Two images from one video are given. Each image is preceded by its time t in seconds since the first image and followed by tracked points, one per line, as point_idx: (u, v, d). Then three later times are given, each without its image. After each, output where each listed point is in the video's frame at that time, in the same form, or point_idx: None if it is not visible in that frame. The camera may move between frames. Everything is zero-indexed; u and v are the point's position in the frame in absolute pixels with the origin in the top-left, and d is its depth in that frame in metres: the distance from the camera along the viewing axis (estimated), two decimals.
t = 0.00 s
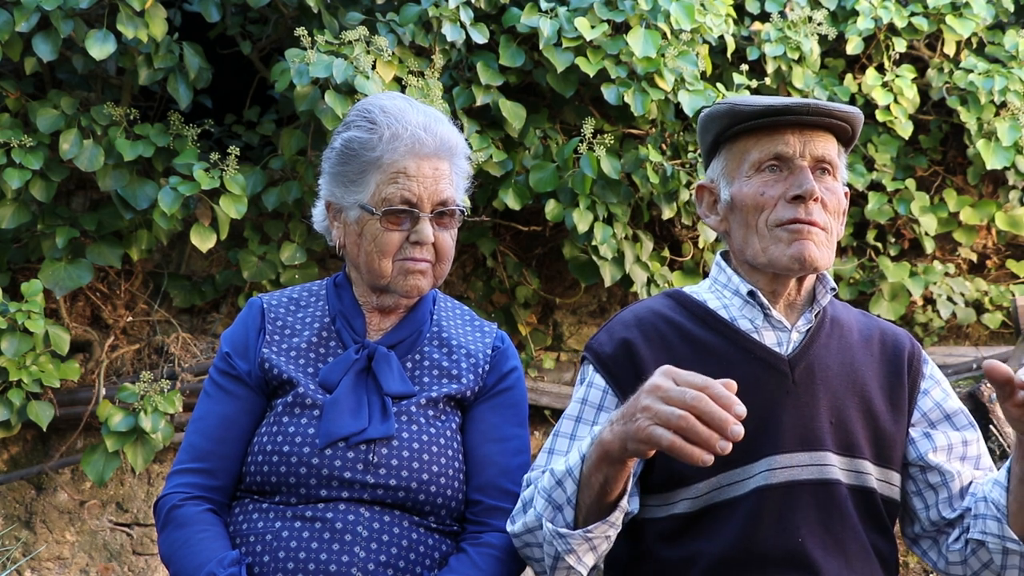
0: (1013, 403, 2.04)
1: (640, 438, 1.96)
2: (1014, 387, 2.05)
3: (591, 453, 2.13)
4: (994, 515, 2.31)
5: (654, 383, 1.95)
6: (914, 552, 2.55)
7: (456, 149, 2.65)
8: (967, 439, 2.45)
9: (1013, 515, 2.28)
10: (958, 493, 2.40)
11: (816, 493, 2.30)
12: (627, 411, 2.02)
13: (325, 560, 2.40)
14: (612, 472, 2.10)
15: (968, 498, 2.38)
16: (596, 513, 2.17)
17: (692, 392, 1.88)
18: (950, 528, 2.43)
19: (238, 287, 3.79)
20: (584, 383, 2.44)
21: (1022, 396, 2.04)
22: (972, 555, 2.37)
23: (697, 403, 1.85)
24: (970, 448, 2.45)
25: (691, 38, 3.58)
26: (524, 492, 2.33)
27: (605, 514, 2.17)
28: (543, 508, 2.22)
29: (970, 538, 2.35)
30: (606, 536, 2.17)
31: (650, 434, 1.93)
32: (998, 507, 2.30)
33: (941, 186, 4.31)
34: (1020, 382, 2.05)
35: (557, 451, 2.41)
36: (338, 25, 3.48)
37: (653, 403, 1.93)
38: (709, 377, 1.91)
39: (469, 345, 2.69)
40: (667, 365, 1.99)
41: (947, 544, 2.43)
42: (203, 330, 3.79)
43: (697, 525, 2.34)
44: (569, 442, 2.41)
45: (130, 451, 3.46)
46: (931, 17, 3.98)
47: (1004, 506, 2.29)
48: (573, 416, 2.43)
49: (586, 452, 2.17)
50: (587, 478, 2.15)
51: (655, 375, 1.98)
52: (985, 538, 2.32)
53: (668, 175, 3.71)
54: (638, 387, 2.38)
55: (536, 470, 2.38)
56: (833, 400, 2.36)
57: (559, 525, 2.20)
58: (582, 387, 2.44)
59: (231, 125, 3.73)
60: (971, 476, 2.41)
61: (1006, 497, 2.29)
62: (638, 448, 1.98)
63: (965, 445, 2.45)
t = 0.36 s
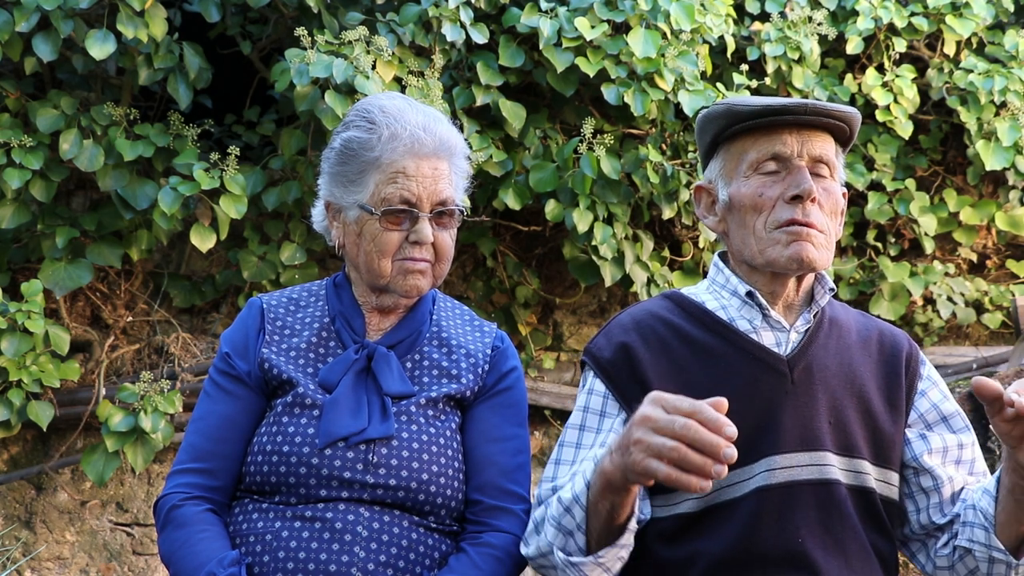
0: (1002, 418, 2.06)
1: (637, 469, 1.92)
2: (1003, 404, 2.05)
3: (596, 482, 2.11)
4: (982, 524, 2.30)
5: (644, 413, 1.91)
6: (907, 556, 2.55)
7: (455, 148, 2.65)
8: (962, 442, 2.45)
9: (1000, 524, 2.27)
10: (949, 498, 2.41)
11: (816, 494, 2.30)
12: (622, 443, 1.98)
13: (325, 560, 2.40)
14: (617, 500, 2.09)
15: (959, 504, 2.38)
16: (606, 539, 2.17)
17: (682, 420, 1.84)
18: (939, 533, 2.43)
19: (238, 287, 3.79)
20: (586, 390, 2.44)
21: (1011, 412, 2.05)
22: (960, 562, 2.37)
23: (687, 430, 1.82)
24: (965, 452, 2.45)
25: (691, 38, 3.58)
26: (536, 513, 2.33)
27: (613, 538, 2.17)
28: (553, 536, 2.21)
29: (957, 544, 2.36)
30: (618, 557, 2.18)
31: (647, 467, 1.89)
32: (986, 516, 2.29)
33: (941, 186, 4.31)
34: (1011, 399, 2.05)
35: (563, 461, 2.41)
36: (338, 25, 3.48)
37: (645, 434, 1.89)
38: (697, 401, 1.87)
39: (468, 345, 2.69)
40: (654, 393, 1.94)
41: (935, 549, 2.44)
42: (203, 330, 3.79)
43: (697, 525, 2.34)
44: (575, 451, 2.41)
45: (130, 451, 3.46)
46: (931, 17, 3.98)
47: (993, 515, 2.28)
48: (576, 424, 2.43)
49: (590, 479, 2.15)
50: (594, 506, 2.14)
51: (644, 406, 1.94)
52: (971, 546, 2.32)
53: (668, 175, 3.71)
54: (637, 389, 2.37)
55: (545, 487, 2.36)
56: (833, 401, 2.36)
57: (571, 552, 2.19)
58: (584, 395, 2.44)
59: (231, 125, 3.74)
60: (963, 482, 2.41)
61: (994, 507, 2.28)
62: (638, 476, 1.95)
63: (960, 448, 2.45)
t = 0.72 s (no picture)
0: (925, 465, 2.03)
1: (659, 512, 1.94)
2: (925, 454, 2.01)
3: (608, 518, 2.14)
4: (942, 543, 2.33)
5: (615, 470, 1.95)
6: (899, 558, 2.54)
7: (455, 148, 2.65)
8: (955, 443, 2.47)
9: (957, 546, 2.30)
10: (931, 506, 2.42)
11: (817, 491, 2.29)
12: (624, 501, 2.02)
13: (325, 560, 2.40)
14: (631, 531, 2.12)
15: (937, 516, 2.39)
16: (622, 562, 2.19)
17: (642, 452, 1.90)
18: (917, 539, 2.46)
19: (238, 287, 3.79)
20: (589, 394, 2.44)
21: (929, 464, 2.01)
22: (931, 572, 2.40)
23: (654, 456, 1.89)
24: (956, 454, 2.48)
25: (691, 38, 3.58)
26: (545, 535, 2.36)
27: (630, 559, 2.19)
28: (568, 570, 2.22)
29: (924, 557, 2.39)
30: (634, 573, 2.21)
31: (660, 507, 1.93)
32: (947, 536, 2.32)
33: (941, 186, 4.31)
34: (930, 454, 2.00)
35: (568, 465, 2.44)
36: (338, 25, 3.48)
37: (629, 484, 1.94)
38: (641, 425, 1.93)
39: (467, 344, 2.69)
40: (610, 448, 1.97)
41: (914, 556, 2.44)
42: (203, 330, 3.79)
43: (697, 525, 2.34)
44: (579, 456, 2.43)
45: (130, 451, 3.46)
46: (931, 17, 3.98)
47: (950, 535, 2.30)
48: (580, 428, 2.44)
49: (597, 513, 2.17)
50: (608, 539, 2.16)
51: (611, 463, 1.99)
52: (933, 562, 2.36)
53: (668, 175, 3.71)
54: (638, 390, 2.37)
55: (551, 497, 2.40)
56: (833, 399, 2.36)
57: None
58: (587, 399, 2.45)
59: (231, 125, 3.74)
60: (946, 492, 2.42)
61: (954, 529, 2.30)
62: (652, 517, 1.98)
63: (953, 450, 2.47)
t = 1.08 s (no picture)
0: (968, 420, 2.06)
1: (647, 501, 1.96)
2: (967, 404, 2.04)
3: (591, 514, 2.14)
4: (959, 524, 2.28)
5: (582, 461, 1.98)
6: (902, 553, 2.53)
7: (455, 148, 2.65)
8: (954, 431, 2.44)
9: (975, 526, 2.25)
10: (935, 493, 2.39)
11: (813, 488, 2.29)
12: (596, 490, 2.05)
13: (325, 560, 2.40)
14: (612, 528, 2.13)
15: (945, 500, 2.36)
16: (607, 557, 2.19)
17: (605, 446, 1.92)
18: (926, 527, 2.42)
19: (238, 287, 3.79)
20: (583, 396, 2.45)
21: (977, 413, 2.04)
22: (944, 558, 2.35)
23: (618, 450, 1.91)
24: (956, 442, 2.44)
25: (691, 38, 3.58)
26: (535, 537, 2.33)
27: (615, 554, 2.19)
28: (554, 568, 2.22)
29: (939, 542, 2.34)
30: (622, 570, 2.20)
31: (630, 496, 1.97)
32: (963, 517, 2.27)
33: (941, 186, 4.31)
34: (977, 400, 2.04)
35: (562, 468, 2.42)
36: (338, 25, 3.48)
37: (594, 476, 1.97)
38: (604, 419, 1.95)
39: (468, 344, 2.69)
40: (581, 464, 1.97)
41: (920, 545, 2.43)
42: (203, 330, 3.79)
43: (696, 525, 2.34)
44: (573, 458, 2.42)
45: (130, 451, 3.46)
46: (931, 17, 3.98)
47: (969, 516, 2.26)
48: (573, 429, 2.43)
49: (579, 510, 2.17)
50: (592, 534, 2.16)
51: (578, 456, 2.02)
52: (950, 546, 2.30)
53: (668, 174, 3.71)
54: (632, 391, 2.38)
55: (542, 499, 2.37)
56: (828, 395, 2.36)
57: None
58: (581, 401, 2.45)
59: (231, 124, 3.74)
60: (950, 478, 2.39)
61: (971, 508, 2.26)
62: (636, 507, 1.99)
63: (952, 438, 2.44)
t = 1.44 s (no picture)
0: (984, 412, 2.04)
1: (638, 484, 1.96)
2: (984, 396, 2.03)
3: (583, 503, 2.15)
4: (968, 516, 2.28)
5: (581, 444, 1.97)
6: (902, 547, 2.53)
7: (455, 148, 2.65)
8: (952, 424, 2.43)
9: (985, 517, 2.24)
10: (936, 486, 2.39)
11: (807, 485, 2.29)
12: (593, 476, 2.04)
13: (325, 560, 2.40)
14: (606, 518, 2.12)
15: (948, 492, 2.36)
16: (598, 550, 2.18)
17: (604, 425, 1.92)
18: (929, 521, 2.41)
19: (238, 287, 3.79)
20: (574, 397, 2.45)
21: (995, 404, 2.03)
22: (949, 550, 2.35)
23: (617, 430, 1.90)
24: (954, 434, 2.44)
25: (691, 38, 3.58)
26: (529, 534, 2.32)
27: (606, 547, 2.18)
28: (546, 560, 2.21)
29: (946, 534, 2.33)
30: (613, 564, 2.18)
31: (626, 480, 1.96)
32: (972, 509, 2.27)
33: (941, 186, 4.31)
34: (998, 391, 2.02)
35: (553, 468, 2.42)
36: (338, 25, 3.48)
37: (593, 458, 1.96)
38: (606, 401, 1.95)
39: (468, 344, 2.69)
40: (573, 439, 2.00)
41: (922, 538, 2.42)
42: (203, 330, 3.79)
43: (693, 525, 2.34)
44: (565, 458, 2.42)
45: (130, 451, 3.45)
46: (931, 17, 3.98)
47: (978, 507, 2.26)
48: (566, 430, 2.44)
49: (572, 499, 2.18)
50: (584, 525, 2.16)
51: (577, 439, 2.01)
52: (959, 538, 2.30)
53: (668, 174, 3.71)
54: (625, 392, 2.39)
55: (536, 499, 2.38)
56: (820, 392, 2.36)
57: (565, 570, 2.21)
58: (573, 402, 2.45)
59: (231, 125, 3.74)
60: (951, 469, 2.38)
61: (980, 499, 2.25)
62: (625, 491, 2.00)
63: (950, 431, 2.43)
